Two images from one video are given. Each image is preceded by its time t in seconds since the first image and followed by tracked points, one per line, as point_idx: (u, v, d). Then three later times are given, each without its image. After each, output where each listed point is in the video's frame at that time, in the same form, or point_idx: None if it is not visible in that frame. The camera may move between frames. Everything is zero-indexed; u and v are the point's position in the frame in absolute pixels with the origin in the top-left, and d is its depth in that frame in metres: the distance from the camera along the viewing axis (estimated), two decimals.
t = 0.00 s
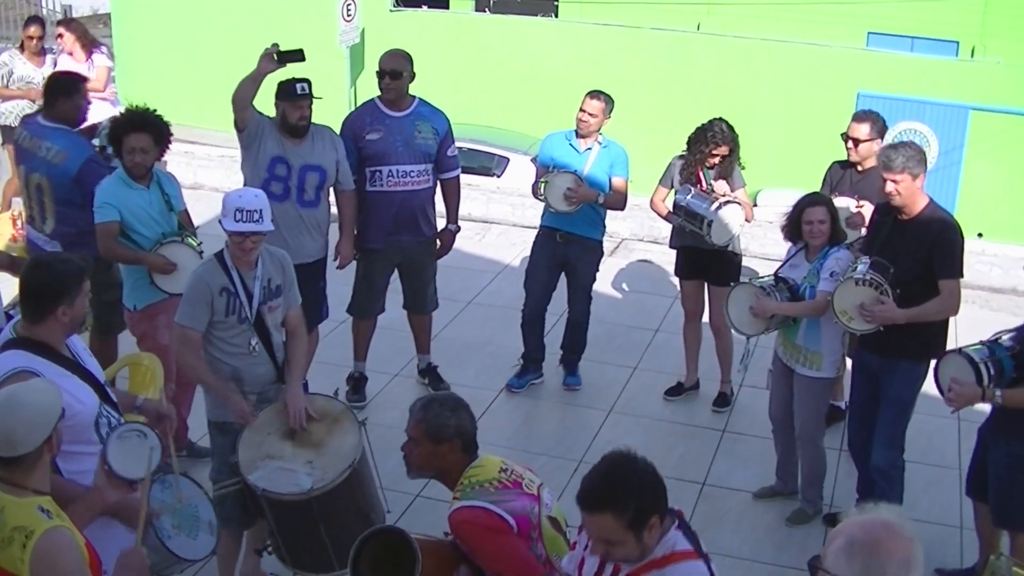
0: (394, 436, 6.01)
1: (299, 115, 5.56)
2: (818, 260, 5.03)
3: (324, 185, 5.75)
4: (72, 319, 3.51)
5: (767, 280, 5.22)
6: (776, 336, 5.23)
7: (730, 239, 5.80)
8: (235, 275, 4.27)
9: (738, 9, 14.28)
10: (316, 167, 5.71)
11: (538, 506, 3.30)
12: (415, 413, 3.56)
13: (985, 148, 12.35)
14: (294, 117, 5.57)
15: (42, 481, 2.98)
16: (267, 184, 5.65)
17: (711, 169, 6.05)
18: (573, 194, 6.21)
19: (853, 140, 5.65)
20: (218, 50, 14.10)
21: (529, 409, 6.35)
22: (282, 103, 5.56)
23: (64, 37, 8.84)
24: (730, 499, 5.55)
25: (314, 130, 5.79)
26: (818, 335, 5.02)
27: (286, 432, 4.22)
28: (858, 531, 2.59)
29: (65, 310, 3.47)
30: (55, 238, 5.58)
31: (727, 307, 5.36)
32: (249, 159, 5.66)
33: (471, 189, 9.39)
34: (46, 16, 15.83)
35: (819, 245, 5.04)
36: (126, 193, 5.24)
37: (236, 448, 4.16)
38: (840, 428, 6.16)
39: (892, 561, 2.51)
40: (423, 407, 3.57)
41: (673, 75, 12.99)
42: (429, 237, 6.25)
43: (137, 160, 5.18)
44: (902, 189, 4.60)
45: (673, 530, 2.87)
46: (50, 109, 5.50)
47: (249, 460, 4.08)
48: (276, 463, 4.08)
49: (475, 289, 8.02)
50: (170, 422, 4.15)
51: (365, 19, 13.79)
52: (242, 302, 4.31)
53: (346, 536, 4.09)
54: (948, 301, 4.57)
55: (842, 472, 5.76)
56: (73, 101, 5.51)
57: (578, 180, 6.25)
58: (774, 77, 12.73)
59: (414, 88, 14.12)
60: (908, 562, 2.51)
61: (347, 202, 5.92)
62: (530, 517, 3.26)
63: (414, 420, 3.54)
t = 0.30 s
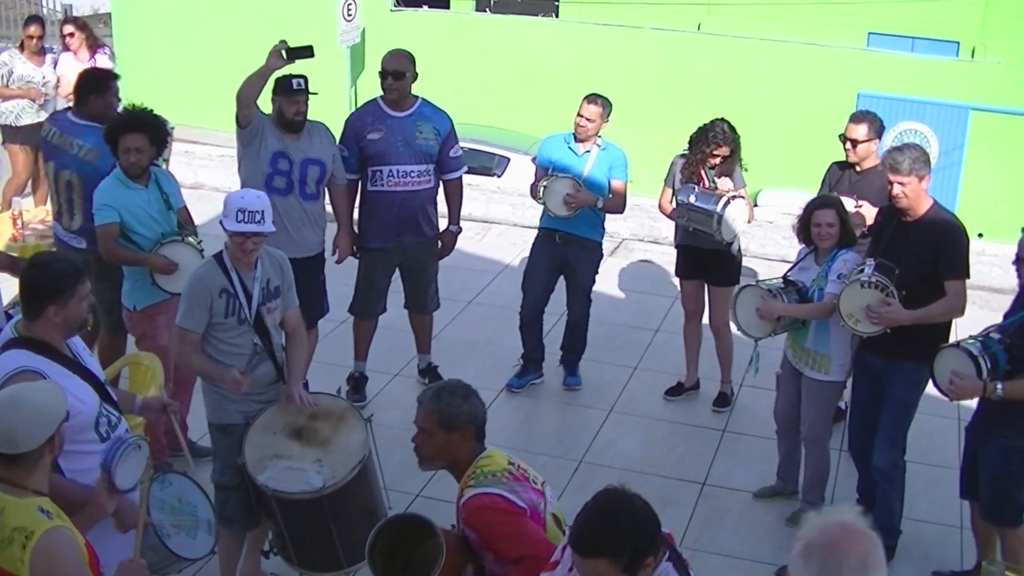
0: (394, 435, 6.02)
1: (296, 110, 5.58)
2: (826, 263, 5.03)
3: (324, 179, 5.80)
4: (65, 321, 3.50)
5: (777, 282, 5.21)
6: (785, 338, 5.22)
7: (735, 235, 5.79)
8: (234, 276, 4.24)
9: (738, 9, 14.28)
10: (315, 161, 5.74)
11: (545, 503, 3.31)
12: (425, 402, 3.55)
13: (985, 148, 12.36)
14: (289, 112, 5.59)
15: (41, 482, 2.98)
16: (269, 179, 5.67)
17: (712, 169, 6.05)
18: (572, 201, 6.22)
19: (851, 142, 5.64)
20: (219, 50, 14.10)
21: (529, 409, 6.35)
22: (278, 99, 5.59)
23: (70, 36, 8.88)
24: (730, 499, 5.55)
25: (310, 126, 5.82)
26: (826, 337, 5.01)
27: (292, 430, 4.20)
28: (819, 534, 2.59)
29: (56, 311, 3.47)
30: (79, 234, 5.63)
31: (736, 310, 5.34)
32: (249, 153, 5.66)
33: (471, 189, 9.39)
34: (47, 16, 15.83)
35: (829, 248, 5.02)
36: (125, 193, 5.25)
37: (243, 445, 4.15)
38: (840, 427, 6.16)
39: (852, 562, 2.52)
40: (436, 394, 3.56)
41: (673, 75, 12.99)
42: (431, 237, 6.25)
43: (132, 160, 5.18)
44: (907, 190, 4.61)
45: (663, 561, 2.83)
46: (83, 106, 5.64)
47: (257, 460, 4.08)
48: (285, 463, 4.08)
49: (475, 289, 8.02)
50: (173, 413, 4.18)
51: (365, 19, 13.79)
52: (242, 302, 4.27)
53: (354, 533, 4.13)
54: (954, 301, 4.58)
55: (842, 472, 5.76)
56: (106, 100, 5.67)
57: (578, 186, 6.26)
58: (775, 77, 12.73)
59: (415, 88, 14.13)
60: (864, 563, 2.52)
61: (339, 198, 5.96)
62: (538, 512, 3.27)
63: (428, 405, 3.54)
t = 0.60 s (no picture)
0: (394, 436, 6.02)
1: (281, 105, 5.77)
2: (831, 266, 5.03)
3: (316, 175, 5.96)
4: (53, 321, 3.48)
5: (783, 286, 5.21)
6: (791, 342, 5.22)
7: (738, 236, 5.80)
8: (228, 280, 4.24)
9: (739, 9, 14.29)
10: (306, 157, 5.92)
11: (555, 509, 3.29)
12: (448, 396, 3.46)
13: (984, 148, 12.36)
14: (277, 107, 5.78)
15: (43, 481, 2.98)
16: (264, 177, 5.83)
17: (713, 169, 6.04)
18: (572, 194, 6.22)
19: (853, 140, 5.64)
20: (219, 50, 14.11)
21: (529, 409, 6.35)
22: (266, 97, 5.78)
23: (75, 38, 8.81)
24: (730, 499, 5.55)
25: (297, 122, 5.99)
26: (831, 340, 5.02)
27: (296, 431, 4.21)
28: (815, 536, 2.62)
29: (43, 310, 3.45)
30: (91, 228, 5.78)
31: (740, 315, 5.37)
32: (241, 151, 5.83)
33: (471, 189, 9.39)
34: (46, 16, 15.83)
35: (835, 250, 5.03)
36: (123, 197, 5.27)
37: (246, 449, 4.15)
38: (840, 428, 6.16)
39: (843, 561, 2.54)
40: (459, 391, 3.47)
41: (673, 75, 13.00)
42: (432, 237, 6.24)
43: (122, 162, 5.19)
44: (914, 191, 4.61)
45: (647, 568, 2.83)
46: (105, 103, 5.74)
47: (263, 463, 4.08)
48: (291, 464, 4.09)
49: (476, 289, 8.03)
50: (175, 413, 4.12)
51: (365, 20, 13.79)
52: (239, 305, 4.28)
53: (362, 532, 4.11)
54: (963, 304, 4.59)
55: (843, 472, 5.76)
56: (125, 97, 5.77)
57: (578, 178, 6.25)
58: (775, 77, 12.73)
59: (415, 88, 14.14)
60: (862, 564, 2.55)
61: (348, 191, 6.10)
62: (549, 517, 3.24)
63: (451, 400, 3.45)
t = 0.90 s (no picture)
0: (394, 436, 6.02)
1: (273, 99, 5.81)
2: (831, 264, 5.04)
3: (312, 169, 6.06)
4: (52, 324, 3.48)
5: (782, 283, 5.22)
6: (791, 339, 5.21)
7: (735, 234, 5.79)
8: (220, 288, 4.22)
9: (738, 9, 14.30)
10: (303, 151, 5.99)
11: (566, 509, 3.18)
12: (461, 390, 3.33)
13: (985, 147, 12.35)
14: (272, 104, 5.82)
15: (43, 480, 2.98)
16: (262, 174, 5.88)
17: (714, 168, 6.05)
18: (573, 187, 6.23)
19: (854, 144, 5.62)
20: (219, 52, 14.12)
21: (529, 410, 6.35)
22: (256, 92, 5.82)
23: (77, 39, 8.84)
24: (730, 498, 5.55)
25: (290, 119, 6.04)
26: (832, 338, 5.02)
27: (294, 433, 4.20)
28: (849, 534, 2.54)
29: (44, 313, 3.45)
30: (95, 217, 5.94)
31: (739, 313, 5.35)
32: (237, 151, 5.87)
33: (471, 189, 9.40)
34: (46, 17, 15.85)
35: (836, 248, 5.03)
36: (121, 199, 5.28)
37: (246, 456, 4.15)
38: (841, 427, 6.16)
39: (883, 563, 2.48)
40: (469, 388, 3.33)
41: (673, 75, 13.00)
42: (434, 236, 6.24)
43: (116, 165, 5.18)
44: (927, 199, 4.61)
45: None
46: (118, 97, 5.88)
47: (263, 469, 4.08)
48: (293, 467, 4.09)
49: (476, 290, 8.03)
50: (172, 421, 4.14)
51: (365, 20, 13.80)
52: (232, 313, 4.25)
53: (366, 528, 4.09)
54: (965, 312, 4.61)
55: (844, 472, 5.76)
56: (135, 92, 5.88)
57: (578, 172, 6.26)
58: (775, 77, 12.74)
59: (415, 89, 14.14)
60: (902, 563, 2.48)
61: (348, 195, 6.09)
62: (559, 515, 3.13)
63: (464, 394, 3.31)
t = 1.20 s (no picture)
0: (394, 436, 6.03)
1: (276, 102, 5.88)
2: (831, 261, 5.03)
3: (319, 168, 6.12)
4: (54, 327, 3.48)
5: (779, 283, 5.19)
6: (789, 337, 5.21)
7: (732, 236, 5.80)
8: (213, 296, 4.20)
9: (738, 9, 14.31)
10: (310, 150, 6.05)
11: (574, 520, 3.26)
12: (480, 402, 3.32)
13: (985, 147, 12.36)
14: (277, 103, 5.89)
15: (42, 481, 2.99)
16: (269, 170, 5.96)
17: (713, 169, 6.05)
18: (572, 187, 6.25)
19: (854, 151, 5.61)
20: (219, 53, 14.13)
21: (529, 410, 6.36)
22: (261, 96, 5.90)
23: (78, 39, 8.86)
24: (730, 499, 5.55)
25: (299, 116, 6.10)
26: (831, 335, 5.03)
27: (290, 437, 4.19)
28: (889, 537, 2.66)
29: (45, 314, 3.45)
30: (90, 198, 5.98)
31: (742, 311, 5.33)
32: (243, 149, 5.96)
33: (471, 190, 9.40)
34: (46, 17, 15.85)
35: (835, 245, 5.00)
36: (116, 202, 5.29)
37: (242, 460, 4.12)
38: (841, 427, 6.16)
39: (928, 564, 2.61)
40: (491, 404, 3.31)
41: (673, 75, 13.00)
42: (434, 235, 6.25)
43: (114, 166, 5.17)
44: (944, 218, 4.64)
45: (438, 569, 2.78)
46: (125, 86, 6.13)
47: (261, 474, 4.08)
48: (290, 472, 4.09)
49: (476, 290, 8.03)
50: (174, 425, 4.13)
51: (365, 20, 13.80)
52: (226, 320, 4.25)
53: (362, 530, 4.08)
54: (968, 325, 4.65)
55: (844, 472, 5.76)
56: (137, 81, 6.12)
57: (578, 172, 6.28)
58: (775, 77, 12.74)
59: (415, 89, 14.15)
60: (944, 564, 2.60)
61: (349, 198, 6.06)
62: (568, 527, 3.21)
63: (484, 410, 3.30)
